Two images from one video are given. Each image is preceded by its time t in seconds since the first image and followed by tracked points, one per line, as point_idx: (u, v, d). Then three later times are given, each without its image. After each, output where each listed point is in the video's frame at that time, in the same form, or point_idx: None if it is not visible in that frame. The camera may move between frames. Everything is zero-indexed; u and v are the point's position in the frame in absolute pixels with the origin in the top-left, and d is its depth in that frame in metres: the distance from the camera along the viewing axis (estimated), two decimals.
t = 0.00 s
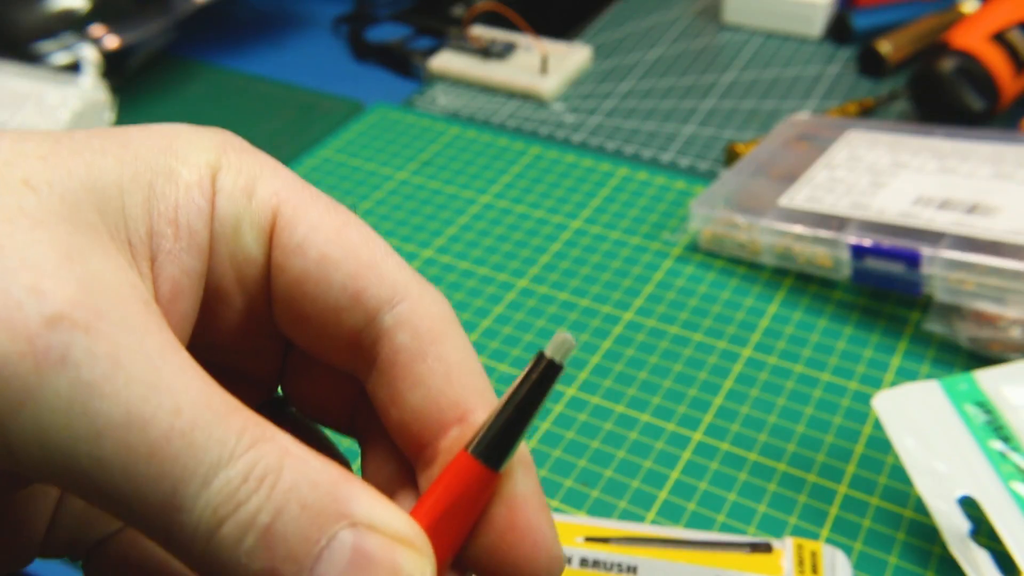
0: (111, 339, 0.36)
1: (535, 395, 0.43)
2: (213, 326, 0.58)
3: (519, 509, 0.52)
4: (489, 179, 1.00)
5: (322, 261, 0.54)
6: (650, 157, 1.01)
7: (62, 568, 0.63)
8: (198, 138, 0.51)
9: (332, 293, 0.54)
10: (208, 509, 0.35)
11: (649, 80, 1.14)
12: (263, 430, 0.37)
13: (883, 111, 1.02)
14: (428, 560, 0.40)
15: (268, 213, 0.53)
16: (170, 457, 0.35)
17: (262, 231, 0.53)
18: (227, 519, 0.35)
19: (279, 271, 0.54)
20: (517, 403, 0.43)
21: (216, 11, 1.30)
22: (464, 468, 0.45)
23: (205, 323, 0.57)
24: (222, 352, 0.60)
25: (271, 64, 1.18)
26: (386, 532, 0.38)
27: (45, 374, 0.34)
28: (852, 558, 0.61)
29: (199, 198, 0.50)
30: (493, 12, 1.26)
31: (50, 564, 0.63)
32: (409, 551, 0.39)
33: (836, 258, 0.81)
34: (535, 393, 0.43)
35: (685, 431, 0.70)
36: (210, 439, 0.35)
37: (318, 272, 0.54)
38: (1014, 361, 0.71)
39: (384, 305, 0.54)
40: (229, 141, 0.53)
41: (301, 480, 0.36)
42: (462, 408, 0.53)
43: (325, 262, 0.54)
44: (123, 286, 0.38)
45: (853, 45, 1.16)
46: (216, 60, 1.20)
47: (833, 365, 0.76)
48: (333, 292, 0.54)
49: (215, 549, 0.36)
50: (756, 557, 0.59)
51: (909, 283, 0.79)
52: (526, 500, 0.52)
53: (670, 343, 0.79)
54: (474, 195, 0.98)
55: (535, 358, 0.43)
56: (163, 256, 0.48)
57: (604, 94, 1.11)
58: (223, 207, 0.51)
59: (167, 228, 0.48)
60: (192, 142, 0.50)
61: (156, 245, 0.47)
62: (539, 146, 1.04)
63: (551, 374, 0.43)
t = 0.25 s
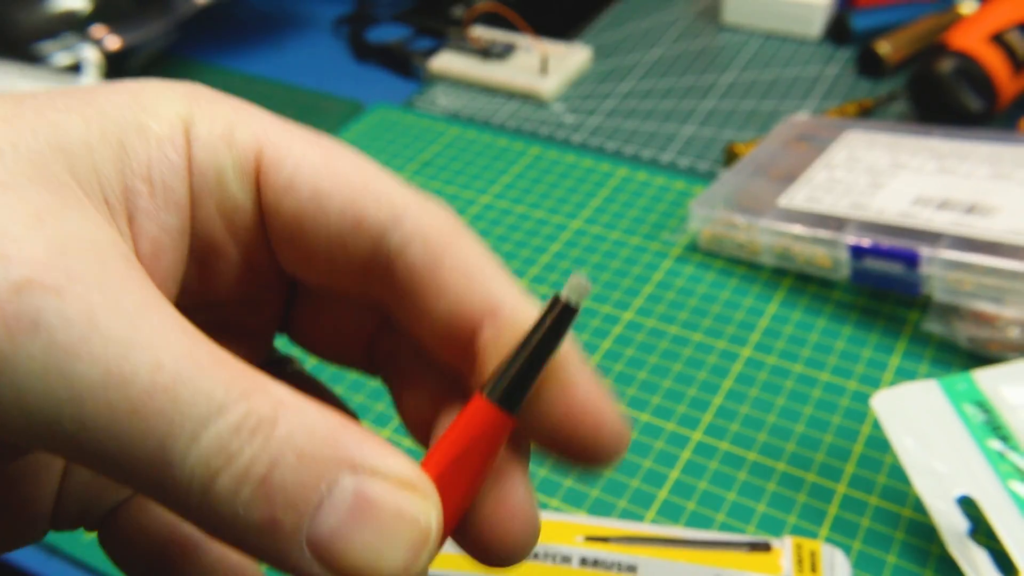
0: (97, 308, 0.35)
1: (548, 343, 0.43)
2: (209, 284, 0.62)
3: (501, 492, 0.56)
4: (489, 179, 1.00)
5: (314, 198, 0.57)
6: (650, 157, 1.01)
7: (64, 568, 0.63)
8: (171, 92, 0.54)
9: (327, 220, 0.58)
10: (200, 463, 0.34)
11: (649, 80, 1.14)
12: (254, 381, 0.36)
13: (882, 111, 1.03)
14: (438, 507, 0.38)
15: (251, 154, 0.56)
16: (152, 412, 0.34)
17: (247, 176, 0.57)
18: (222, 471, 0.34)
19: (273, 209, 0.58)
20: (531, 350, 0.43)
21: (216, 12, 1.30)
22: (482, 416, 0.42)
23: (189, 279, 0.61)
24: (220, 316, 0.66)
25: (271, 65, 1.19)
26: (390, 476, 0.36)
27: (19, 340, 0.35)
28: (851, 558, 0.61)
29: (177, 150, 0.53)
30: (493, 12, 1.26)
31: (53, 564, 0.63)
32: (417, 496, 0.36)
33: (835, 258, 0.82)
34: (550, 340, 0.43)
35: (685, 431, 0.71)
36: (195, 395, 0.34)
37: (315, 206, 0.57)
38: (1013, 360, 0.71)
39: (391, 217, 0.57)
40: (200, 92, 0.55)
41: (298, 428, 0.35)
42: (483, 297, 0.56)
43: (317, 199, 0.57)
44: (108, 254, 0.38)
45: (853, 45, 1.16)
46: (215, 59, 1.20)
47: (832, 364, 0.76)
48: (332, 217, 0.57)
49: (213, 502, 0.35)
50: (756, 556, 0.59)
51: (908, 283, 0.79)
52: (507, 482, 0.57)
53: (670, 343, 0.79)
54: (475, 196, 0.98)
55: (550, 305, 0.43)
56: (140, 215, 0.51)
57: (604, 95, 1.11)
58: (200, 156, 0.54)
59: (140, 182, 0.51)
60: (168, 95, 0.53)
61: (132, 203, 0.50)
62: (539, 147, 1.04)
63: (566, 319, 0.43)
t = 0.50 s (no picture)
0: (29, 279, 0.33)
1: (554, 286, 0.38)
2: (185, 227, 0.56)
3: (520, 450, 0.46)
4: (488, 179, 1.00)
5: (289, 82, 0.51)
6: (650, 157, 1.01)
7: (67, 569, 0.63)
8: (110, 17, 0.48)
9: (310, 103, 0.52)
10: (153, 443, 0.32)
11: (649, 80, 1.14)
12: (207, 348, 0.33)
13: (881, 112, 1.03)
14: (419, 475, 0.35)
15: (208, 64, 0.50)
16: (92, 394, 0.32)
17: (213, 87, 0.51)
18: (178, 454, 0.32)
19: (242, 106, 0.52)
20: (533, 293, 0.38)
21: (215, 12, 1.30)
22: (482, 375, 0.39)
23: (154, 226, 0.53)
24: (195, 275, 0.58)
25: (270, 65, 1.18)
26: (362, 442, 0.33)
27: None
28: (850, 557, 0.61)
29: (119, 86, 0.47)
30: (492, 14, 1.27)
31: (56, 564, 0.63)
32: (394, 464, 0.34)
33: (834, 258, 0.82)
34: (556, 282, 0.38)
35: (684, 430, 0.71)
36: (137, 373, 0.32)
37: (294, 87, 0.51)
38: (1010, 360, 0.71)
39: (390, 77, 0.52)
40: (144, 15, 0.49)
41: (260, 395, 0.32)
42: (498, 126, 0.52)
43: (293, 84, 0.51)
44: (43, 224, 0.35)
45: (851, 46, 1.17)
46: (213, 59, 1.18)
47: (831, 364, 0.76)
48: (314, 100, 0.51)
49: (173, 485, 0.32)
50: (756, 555, 0.59)
51: (906, 283, 0.79)
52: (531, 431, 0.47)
53: (669, 343, 0.80)
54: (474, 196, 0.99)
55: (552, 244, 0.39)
56: (80, 169, 0.45)
57: (604, 95, 1.11)
58: (150, 85, 0.49)
59: (77, 133, 0.45)
60: (101, 18, 0.47)
61: (71, 155, 0.45)
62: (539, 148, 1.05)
63: (572, 258, 0.38)
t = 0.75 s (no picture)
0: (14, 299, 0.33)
1: (550, 289, 0.39)
2: (177, 227, 0.55)
3: (509, 445, 0.46)
4: (488, 180, 1.01)
5: (274, 44, 0.50)
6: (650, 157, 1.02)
7: (68, 566, 0.63)
8: (83, 22, 0.48)
9: (298, 60, 0.51)
10: (139, 456, 0.32)
11: (649, 81, 1.15)
12: (190, 359, 0.33)
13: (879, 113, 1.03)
14: (404, 479, 0.35)
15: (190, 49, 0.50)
16: (77, 413, 0.32)
17: (197, 72, 0.50)
18: (164, 466, 0.32)
19: (230, 79, 0.51)
20: (526, 295, 0.38)
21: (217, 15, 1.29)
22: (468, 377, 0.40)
23: (148, 226, 0.53)
24: (190, 275, 0.58)
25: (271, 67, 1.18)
26: (346, 446, 0.33)
27: None
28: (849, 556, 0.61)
29: (96, 94, 0.47)
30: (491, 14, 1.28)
31: (59, 562, 0.63)
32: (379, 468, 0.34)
33: (833, 258, 0.82)
34: (550, 284, 0.38)
35: (683, 430, 0.71)
36: (119, 391, 0.32)
37: (280, 48, 0.50)
38: (1008, 360, 0.71)
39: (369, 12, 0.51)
40: (120, 14, 0.49)
41: (242, 404, 0.32)
42: (477, 44, 0.51)
43: (279, 45, 0.50)
44: (26, 242, 0.36)
45: (850, 47, 1.17)
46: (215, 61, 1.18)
47: (830, 364, 0.77)
48: (302, 55, 0.51)
49: (160, 496, 0.33)
50: (755, 554, 0.59)
51: (904, 283, 0.79)
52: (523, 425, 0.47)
53: (669, 343, 0.80)
54: (474, 196, 0.99)
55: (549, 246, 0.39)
56: (59, 181, 0.45)
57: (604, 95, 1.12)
58: (130, 82, 0.48)
59: (53, 145, 0.45)
60: (71, 23, 0.47)
61: (48, 168, 0.44)
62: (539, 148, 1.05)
63: (567, 261, 0.39)
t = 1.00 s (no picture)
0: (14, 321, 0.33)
1: (545, 305, 0.39)
2: (180, 233, 0.56)
3: (503, 454, 0.46)
4: (488, 180, 1.01)
5: (262, 48, 0.50)
6: (650, 157, 1.02)
7: (69, 568, 0.63)
8: (73, 38, 0.47)
9: (287, 62, 0.51)
10: (142, 471, 0.32)
11: (649, 81, 1.15)
12: (191, 376, 0.33)
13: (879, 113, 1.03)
14: (403, 488, 0.35)
15: (182, 59, 0.50)
16: (81, 432, 0.32)
17: (190, 82, 0.50)
18: (167, 480, 0.32)
19: (223, 85, 0.51)
20: (523, 313, 0.39)
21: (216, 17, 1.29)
22: (466, 384, 0.40)
23: (151, 236, 0.54)
24: (193, 279, 0.59)
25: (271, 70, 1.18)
26: (343, 455, 0.34)
27: None
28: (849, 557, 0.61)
29: (89, 114, 0.47)
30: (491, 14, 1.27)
31: (59, 563, 0.63)
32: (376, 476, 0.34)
33: (833, 258, 0.82)
34: (546, 301, 0.39)
35: (684, 430, 0.71)
36: (123, 410, 0.32)
37: (269, 52, 0.50)
38: (1008, 360, 0.71)
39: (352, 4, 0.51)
40: (109, 28, 0.49)
41: (241, 416, 0.33)
42: (461, 34, 0.51)
43: (266, 49, 0.50)
44: (27, 265, 0.36)
45: (850, 47, 1.17)
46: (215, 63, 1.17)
47: (830, 364, 0.77)
48: (290, 58, 0.51)
49: (164, 509, 0.33)
50: (755, 555, 0.59)
51: (904, 283, 0.79)
52: (516, 434, 0.47)
53: (669, 343, 0.80)
54: (474, 196, 0.99)
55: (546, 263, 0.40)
56: (57, 203, 0.45)
57: (604, 96, 1.12)
58: (123, 95, 0.48)
59: (51, 167, 0.45)
60: (61, 40, 0.47)
61: (46, 190, 0.45)
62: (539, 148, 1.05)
63: (564, 278, 0.39)
